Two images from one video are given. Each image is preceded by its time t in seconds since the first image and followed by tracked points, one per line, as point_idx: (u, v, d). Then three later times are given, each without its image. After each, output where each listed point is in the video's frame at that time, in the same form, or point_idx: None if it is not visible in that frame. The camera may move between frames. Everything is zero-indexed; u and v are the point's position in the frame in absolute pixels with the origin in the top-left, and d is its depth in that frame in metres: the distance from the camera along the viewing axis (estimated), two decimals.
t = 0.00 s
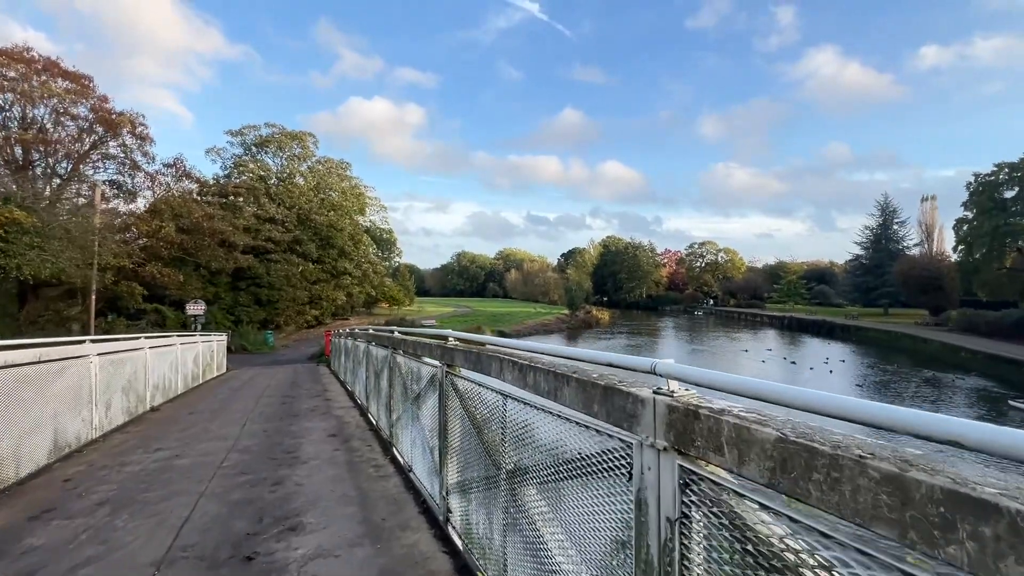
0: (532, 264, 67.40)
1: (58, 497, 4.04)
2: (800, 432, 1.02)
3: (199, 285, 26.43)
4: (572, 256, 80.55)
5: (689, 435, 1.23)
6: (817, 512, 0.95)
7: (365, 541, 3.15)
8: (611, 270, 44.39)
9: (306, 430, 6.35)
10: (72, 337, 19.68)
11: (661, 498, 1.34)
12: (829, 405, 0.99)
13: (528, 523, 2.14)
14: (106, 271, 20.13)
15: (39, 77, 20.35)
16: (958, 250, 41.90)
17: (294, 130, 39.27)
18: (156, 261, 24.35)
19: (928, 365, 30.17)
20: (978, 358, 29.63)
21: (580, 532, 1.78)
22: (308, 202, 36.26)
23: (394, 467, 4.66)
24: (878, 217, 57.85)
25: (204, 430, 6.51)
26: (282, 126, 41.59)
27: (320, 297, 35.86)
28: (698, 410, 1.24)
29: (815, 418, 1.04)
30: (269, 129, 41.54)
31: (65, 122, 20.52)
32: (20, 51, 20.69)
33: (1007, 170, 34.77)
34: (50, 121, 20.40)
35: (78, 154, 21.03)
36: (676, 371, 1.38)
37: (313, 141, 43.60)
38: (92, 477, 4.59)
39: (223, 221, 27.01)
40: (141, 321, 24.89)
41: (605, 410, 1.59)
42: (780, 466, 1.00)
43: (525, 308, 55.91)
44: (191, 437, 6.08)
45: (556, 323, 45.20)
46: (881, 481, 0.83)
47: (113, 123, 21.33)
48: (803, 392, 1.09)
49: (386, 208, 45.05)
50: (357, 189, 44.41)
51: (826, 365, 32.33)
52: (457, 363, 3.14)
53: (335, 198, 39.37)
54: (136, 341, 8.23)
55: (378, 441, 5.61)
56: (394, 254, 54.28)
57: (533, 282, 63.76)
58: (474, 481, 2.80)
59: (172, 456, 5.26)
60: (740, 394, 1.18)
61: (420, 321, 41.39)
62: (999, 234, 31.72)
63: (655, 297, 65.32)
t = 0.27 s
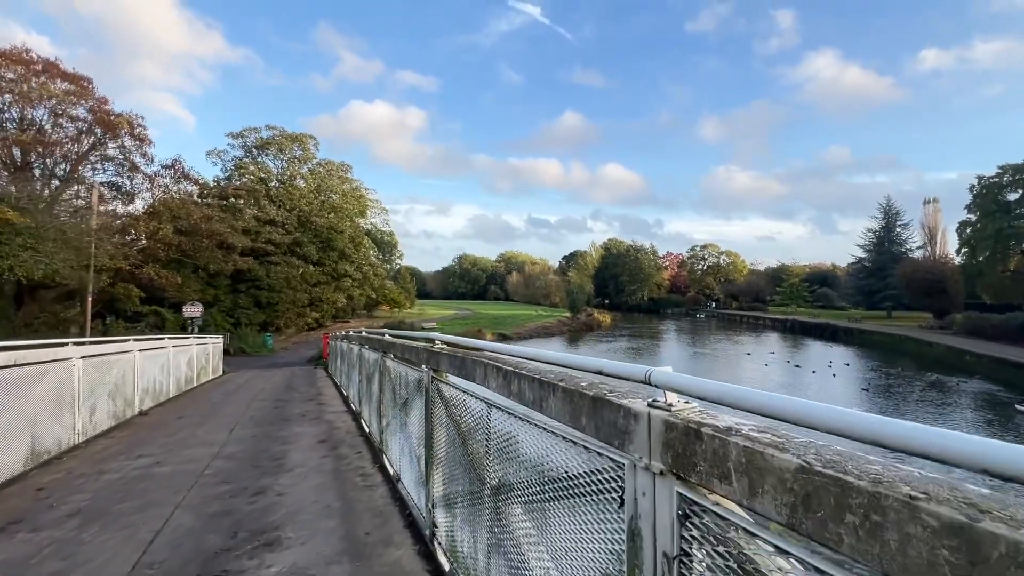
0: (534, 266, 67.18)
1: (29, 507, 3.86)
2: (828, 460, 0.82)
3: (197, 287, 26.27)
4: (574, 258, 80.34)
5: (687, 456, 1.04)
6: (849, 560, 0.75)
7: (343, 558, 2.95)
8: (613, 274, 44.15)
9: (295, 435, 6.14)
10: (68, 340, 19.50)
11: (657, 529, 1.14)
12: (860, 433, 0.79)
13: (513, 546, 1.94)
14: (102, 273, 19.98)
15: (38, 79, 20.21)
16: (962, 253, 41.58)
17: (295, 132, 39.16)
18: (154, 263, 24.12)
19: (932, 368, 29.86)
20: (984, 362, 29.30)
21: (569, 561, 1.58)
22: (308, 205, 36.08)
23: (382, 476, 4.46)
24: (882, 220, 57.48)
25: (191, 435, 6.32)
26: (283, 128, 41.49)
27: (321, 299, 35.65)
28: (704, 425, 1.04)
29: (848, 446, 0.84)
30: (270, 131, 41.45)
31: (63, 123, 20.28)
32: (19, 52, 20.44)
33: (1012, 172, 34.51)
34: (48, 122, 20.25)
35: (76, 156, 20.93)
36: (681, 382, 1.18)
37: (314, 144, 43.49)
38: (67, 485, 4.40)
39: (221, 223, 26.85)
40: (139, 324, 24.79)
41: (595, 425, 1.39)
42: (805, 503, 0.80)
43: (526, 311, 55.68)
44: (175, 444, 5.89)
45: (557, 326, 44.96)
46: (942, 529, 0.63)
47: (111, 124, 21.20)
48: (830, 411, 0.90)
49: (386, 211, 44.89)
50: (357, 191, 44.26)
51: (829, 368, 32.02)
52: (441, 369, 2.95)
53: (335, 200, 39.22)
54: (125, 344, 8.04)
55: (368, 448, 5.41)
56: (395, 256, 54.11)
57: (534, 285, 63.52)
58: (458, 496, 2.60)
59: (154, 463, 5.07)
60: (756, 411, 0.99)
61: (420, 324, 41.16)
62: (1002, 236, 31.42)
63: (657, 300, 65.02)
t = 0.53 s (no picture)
0: (535, 269, 67.00)
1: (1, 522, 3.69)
2: (866, 521, 0.65)
3: (196, 290, 26.13)
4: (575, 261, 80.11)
5: (688, 499, 0.86)
6: None
7: None
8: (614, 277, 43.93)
9: (285, 444, 5.97)
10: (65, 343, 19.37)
11: None
12: (916, 496, 0.61)
13: None
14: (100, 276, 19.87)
15: (37, 82, 20.12)
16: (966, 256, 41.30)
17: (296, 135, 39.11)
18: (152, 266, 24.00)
19: (937, 372, 29.57)
20: (989, 366, 28.98)
21: None
22: (309, 207, 35.93)
23: (371, 489, 4.27)
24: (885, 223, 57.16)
25: (179, 443, 6.14)
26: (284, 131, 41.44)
27: (321, 302, 35.50)
28: (710, 465, 0.86)
29: (892, 506, 0.67)
30: (271, 134, 41.40)
31: (62, 126, 20.17)
32: (18, 55, 20.32)
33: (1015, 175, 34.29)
34: (48, 125, 20.14)
35: (76, 159, 20.85)
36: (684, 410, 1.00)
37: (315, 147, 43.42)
38: (44, 498, 4.24)
39: (220, 226, 26.73)
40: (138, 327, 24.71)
41: (583, 454, 1.21)
42: None
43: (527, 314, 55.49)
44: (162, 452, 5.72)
45: (558, 329, 44.74)
46: None
47: (111, 127, 21.11)
48: (861, 454, 0.74)
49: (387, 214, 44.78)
50: (358, 194, 44.16)
51: (833, 372, 31.71)
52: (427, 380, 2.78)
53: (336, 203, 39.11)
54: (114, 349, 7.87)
55: (358, 458, 5.24)
56: (396, 259, 54.00)
57: (536, 287, 63.34)
58: (443, 518, 2.42)
59: (138, 473, 4.90)
60: (771, 450, 0.82)
61: (421, 327, 41.00)
62: (1005, 239, 31.19)
63: (659, 303, 64.76)
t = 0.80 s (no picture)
0: (536, 272, 66.99)
1: None
2: None
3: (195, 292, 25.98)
4: (577, 264, 80.03)
5: (717, 553, 0.71)
6: None
7: None
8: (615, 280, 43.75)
9: (279, 451, 5.81)
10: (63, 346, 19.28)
11: None
12: (1015, 563, 0.47)
13: None
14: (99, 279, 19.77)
15: (38, 85, 20.04)
16: (969, 258, 41.05)
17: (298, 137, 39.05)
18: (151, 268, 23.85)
19: (941, 376, 29.31)
20: (995, 370, 28.72)
21: None
22: (310, 209, 35.73)
23: (365, 500, 4.12)
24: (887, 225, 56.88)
25: (170, 450, 5.99)
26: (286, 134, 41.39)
27: (322, 305, 35.41)
28: (745, 503, 0.70)
29: (980, 571, 0.52)
30: (273, 136, 41.35)
31: (63, 128, 20.05)
32: (18, 57, 20.26)
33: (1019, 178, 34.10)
34: (48, 127, 20.02)
35: (75, 161, 20.74)
36: (706, 434, 0.85)
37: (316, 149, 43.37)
38: (25, 508, 4.09)
39: (221, 228, 26.62)
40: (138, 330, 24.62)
41: (586, 481, 1.06)
42: None
43: (529, 316, 55.35)
44: (153, 459, 5.58)
45: (560, 332, 44.58)
46: None
47: (111, 129, 21.03)
48: (936, 505, 0.58)
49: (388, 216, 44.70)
50: (360, 196, 44.09)
51: (837, 376, 31.45)
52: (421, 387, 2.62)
53: (337, 205, 39.07)
54: (107, 352, 7.72)
55: (353, 465, 5.09)
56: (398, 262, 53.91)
57: (537, 290, 63.16)
58: (436, 536, 2.25)
59: (125, 481, 4.76)
60: (823, 495, 0.66)
61: (422, 330, 40.86)
62: (1009, 242, 30.97)
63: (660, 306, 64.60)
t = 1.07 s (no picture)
0: (538, 274, 66.82)
1: None
2: None
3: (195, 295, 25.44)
4: (579, 266, 79.78)
5: None
6: None
7: None
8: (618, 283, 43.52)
9: (275, 456, 5.64)
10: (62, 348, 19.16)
11: None
12: None
13: None
14: (98, 281, 19.67)
15: (38, 86, 20.01)
16: (974, 260, 40.76)
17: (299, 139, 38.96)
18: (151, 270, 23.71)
19: (946, 378, 29.05)
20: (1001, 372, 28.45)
21: None
22: (311, 211, 35.62)
23: (362, 510, 3.94)
24: (891, 226, 56.59)
25: (164, 456, 5.83)
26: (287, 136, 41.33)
27: (323, 307, 35.27)
28: (845, 562, 0.53)
29: None
30: (274, 139, 41.29)
31: (62, 129, 20.12)
32: (18, 58, 20.25)
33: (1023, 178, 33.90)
34: (49, 129, 20.14)
35: (75, 162, 20.66)
36: (778, 464, 0.68)
37: (318, 151, 43.29)
38: (10, 517, 3.93)
39: (221, 230, 26.47)
40: (139, 332, 24.51)
41: (616, 513, 0.88)
42: None
43: (531, 318, 55.13)
44: (146, 465, 5.43)
45: (562, 334, 44.38)
46: None
47: (110, 129, 20.95)
48: None
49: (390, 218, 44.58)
50: (361, 198, 43.99)
51: (841, 377, 31.22)
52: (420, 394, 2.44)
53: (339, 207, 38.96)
54: (102, 355, 7.56)
55: (351, 473, 4.91)
56: (399, 264, 53.78)
57: (539, 292, 62.99)
58: (436, 556, 2.08)
59: (115, 489, 4.60)
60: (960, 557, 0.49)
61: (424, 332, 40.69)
62: (1013, 243, 30.82)
63: (663, 308, 64.38)
